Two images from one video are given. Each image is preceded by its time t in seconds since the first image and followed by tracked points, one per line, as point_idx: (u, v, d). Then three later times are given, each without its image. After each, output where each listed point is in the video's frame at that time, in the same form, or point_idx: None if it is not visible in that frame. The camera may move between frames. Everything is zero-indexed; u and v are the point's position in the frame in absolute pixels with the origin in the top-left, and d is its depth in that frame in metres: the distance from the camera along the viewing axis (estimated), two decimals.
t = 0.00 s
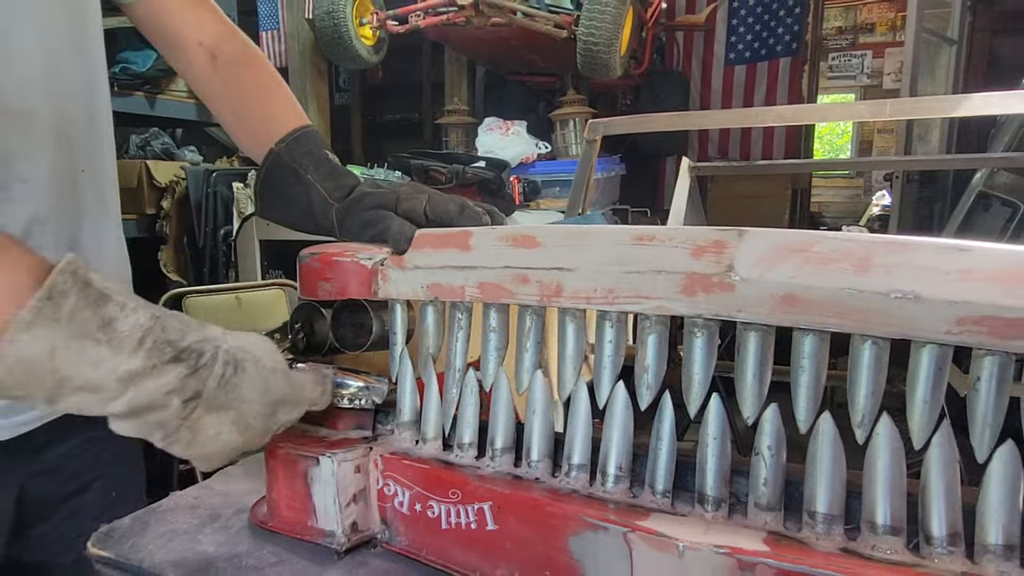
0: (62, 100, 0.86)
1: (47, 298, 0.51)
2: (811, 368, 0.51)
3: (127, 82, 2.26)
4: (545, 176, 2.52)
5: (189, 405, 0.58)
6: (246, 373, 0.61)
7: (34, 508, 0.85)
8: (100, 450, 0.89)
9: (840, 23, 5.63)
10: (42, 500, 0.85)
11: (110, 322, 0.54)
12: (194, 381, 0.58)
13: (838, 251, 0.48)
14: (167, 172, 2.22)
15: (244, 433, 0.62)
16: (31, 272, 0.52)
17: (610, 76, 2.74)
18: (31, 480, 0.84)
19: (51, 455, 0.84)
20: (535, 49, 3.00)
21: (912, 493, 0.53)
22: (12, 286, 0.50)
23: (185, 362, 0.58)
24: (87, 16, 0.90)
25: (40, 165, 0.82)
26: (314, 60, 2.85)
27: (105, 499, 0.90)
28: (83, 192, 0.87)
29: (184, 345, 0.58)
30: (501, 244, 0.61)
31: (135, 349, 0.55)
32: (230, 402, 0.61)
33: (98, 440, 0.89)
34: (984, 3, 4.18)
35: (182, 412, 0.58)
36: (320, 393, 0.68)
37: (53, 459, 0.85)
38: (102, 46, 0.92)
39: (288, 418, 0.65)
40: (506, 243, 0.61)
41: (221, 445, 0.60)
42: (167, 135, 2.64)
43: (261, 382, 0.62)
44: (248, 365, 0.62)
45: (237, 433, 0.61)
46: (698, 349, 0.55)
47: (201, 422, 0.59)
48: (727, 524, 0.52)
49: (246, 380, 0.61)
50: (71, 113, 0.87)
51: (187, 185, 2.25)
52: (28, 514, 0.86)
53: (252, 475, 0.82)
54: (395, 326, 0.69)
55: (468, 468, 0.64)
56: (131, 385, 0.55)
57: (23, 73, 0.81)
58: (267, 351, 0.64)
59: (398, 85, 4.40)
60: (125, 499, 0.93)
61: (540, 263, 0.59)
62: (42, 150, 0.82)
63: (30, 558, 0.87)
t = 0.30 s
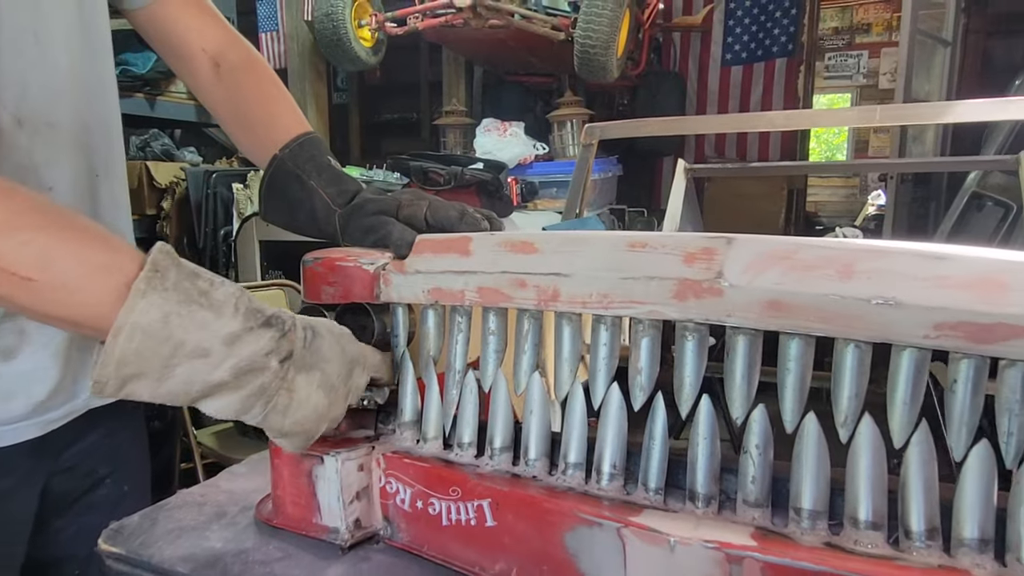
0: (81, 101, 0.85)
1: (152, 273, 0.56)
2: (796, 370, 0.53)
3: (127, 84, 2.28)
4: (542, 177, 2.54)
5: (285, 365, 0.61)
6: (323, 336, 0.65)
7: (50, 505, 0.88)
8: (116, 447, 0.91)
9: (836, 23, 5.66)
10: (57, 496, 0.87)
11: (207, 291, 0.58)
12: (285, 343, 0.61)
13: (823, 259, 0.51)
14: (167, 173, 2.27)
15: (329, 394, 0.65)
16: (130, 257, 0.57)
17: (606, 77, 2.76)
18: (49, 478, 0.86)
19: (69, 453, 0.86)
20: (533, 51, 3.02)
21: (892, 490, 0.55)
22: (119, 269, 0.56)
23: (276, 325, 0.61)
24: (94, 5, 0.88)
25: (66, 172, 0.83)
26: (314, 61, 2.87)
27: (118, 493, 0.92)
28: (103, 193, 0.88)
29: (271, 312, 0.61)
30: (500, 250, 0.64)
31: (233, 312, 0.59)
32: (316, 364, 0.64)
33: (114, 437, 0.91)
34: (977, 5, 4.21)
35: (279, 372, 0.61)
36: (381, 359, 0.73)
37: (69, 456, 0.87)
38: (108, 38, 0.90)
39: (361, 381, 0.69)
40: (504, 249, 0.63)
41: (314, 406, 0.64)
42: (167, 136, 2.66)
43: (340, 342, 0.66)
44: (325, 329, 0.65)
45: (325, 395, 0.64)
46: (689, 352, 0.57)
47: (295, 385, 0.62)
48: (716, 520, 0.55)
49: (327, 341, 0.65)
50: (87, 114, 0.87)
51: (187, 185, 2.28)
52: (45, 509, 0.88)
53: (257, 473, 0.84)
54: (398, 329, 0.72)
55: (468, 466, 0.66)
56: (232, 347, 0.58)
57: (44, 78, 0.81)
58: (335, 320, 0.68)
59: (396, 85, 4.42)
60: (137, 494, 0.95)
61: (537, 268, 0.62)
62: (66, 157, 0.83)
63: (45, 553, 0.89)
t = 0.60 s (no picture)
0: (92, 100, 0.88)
1: (159, 265, 0.57)
2: (783, 361, 0.55)
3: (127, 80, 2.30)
4: (539, 172, 2.55)
5: (302, 340, 0.63)
6: (337, 305, 0.66)
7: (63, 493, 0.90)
8: (125, 438, 0.94)
9: (833, 17, 5.66)
10: (70, 485, 0.90)
11: (217, 277, 0.60)
12: (300, 319, 0.63)
13: (810, 254, 0.53)
14: (166, 169, 2.28)
15: (346, 359, 0.68)
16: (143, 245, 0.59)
17: (603, 72, 2.77)
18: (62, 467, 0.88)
19: (81, 443, 0.89)
20: (530, 46, 3.04)
21: (873, 474, 0.58)
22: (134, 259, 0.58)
23: (288, 302, 0.63)
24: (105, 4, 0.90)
25: (80, 169, 0.85)
26: (312, 56, 2.88)
27: (128, 481, 0.95)
28: (115, 190, 0.91)
29: (284, 290, 0.63)
30: (498, 246, 0.66)
31: (245, 296, 0.61)
32: (332, 334, 0.66)
33: (124, 428, 0.94)
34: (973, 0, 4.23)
35: (297, 346, 0.63)
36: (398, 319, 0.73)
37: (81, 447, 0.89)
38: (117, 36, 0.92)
39: (378, 343, 0.72)
40: (502, 245, 0.66)
41: (333, 373, 0.67)
42: (166, 131, 2.67)
43: (352, 310, 0.67)
44: (337, 298, 0.67)
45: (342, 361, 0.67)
46: (680, 345, 0.60)
47: (314, 356, 0.65)
48: (706, 504, 0.57)
49: (340, 311, 0.67)
50: (98, 112, 0.89)
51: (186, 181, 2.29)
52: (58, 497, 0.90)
53: (262, 463, 0.87)
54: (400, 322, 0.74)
55: (468, 455, 0.68)
56: (248, 330, 0.60)
57: (58, 77, 0.83)
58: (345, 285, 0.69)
59: (393, 80, 4.43)
60: (147, 483, 0.98)
61: (534, 264, 0.64)
62: (80, 155, 0.85)
63: (58, 539, 0.92)
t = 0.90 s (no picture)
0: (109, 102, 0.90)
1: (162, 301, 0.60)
2: (772, 355, 0.58)
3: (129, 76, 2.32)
4: (538, 167, 2.58)
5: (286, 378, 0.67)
6: (328, 345, 0.69)
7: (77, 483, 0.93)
8: (138, 430, 0.97)
9: (830, 11, 5.67)
10: (85, 476, 0.93)
11: (218, 312, 0.63)
12: (289, 358, 0.66)
13: (798, 253, 0.56)
14: (167, 164, 2.33)
15: (325, 391, 0.72)
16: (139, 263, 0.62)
17: (601, 68, 2.79)
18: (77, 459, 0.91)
19: (95, 434, 0.91)
20: (528, 41, 3.05)
21: (858, 462, 0.61)
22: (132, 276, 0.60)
23: (280, 341, 0.66)
24: (122, 5, 0.92)
25: (95, 172, 0.87)
26: (311, 51, 2.90)
27: (142, 473, 0.98)
28: (129, 191, 0.93)
29: (279, 329, 0.65)
30: (500, 244, 0.68)
31: (241, 333, 0.63)
32: (316, 372, 0.70)
33: (136, 421, 0.96)
34: None
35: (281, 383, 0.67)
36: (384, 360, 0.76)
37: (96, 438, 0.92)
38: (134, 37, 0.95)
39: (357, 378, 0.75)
40: (505, 243, 0.68)
41: (310, 404, 0.71)
42: (167, 127, 2.70)
43: (342, 352, 0.70)
44: (330, 339, 0.69)
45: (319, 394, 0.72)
46: (675, 340, 0.62)
47: (293, 390, 0.69)
48: (699, 491, 0.60)
49: (329, 351, 0.69)
50: (113, 115, 0.92)
51: (187, 176, 2.33)
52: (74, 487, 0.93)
53: (271, 454, 0.89)
54: (406, 318, 0.77)
55: (472, 445, 0.71)
56: (238, 366, 0.64)
57: (73, 81, 0.85)
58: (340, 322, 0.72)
59: (391, 74, 4.44)
60: (158, 475, 1.00)
61: (535, 261, 0.66)
62: (95, 157, 0.88)
63: (72, 529, 0.94)
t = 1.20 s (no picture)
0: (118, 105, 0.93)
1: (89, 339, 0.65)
2: (761, 348, 0.61)
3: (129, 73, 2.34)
4: (535, 162, 2.60)
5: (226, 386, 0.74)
6: (265, 373, 0.72)
7: (90, 474, 0.96)
8: (148, 422, 0.99)
9: (826, 4, 5.67)
10: (96, 467, 0.95)
11: (144, 348, 0.68)
12: (224, 376, 0.72)
13: (786, 251, 0.58)
14: (169, 160, 2.34)
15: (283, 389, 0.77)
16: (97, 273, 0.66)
17: (598, 64, 2.81)
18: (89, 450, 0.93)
19: (107, 426, 0.94)
20: (525, 37, 3.07)
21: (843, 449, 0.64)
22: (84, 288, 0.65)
23: (216, 364, 0.71)
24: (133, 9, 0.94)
25: (104, 173, 0.90)
26: (310, 48, 2.92)
27: (152, 464, 1.01)
28: (137, 191, 0.96)
29: (207, 359, 0.71)
30: (501, 242, 0.71)
31: (171, 362, 0.70)
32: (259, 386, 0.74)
33: (147, 413, 0.99)
34: None
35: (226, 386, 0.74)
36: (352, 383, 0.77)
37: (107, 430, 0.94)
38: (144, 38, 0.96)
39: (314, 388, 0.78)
40: (505, 242, 0.71)
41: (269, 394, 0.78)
42: (166, 123, 2.72)
43: (278, 381, 0.73)
44: (269, 367, 0.72)
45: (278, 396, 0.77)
46: (669, 334, 0.65)
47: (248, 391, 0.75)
48: (692, 478, 0.63)
49: (267, 376, 0.72)
50: (122, 118, 0.94)
51: (189, 172, 2.34)
52: (86, 478, 0.96)
53: (279, 445, 0.92)
54: (409, 313, 0.79)
55: (474, 435, 0.74)
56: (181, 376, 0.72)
57: (83, 86, 0.88)
58: (291, 348, 0.73)
59: (387, 68, 4.44)
60: (167, 466, 1.03)
61: (534, 259, 0.69)
62: (105, 158, 0.90)
63: (85, 518, 0.97)
